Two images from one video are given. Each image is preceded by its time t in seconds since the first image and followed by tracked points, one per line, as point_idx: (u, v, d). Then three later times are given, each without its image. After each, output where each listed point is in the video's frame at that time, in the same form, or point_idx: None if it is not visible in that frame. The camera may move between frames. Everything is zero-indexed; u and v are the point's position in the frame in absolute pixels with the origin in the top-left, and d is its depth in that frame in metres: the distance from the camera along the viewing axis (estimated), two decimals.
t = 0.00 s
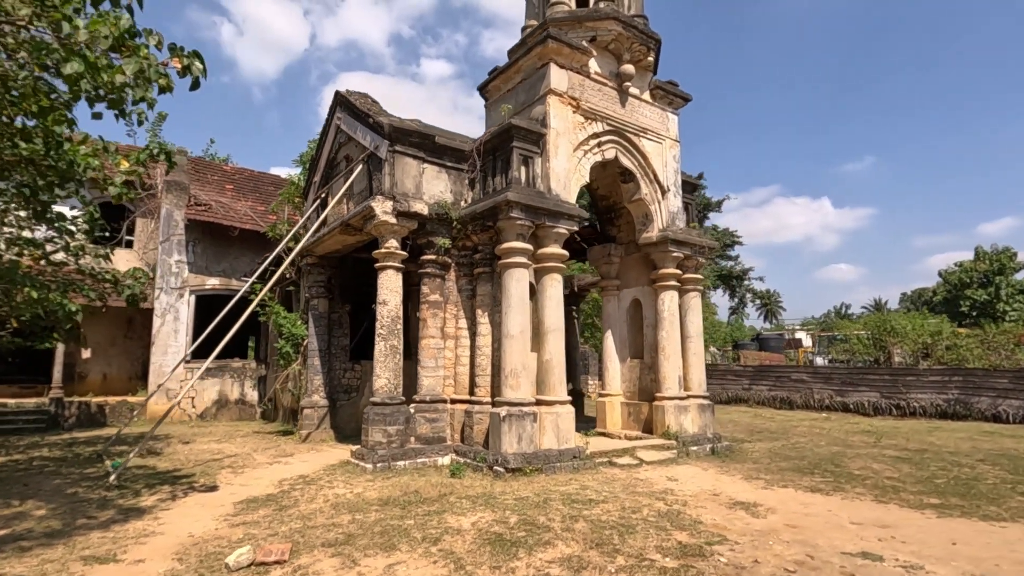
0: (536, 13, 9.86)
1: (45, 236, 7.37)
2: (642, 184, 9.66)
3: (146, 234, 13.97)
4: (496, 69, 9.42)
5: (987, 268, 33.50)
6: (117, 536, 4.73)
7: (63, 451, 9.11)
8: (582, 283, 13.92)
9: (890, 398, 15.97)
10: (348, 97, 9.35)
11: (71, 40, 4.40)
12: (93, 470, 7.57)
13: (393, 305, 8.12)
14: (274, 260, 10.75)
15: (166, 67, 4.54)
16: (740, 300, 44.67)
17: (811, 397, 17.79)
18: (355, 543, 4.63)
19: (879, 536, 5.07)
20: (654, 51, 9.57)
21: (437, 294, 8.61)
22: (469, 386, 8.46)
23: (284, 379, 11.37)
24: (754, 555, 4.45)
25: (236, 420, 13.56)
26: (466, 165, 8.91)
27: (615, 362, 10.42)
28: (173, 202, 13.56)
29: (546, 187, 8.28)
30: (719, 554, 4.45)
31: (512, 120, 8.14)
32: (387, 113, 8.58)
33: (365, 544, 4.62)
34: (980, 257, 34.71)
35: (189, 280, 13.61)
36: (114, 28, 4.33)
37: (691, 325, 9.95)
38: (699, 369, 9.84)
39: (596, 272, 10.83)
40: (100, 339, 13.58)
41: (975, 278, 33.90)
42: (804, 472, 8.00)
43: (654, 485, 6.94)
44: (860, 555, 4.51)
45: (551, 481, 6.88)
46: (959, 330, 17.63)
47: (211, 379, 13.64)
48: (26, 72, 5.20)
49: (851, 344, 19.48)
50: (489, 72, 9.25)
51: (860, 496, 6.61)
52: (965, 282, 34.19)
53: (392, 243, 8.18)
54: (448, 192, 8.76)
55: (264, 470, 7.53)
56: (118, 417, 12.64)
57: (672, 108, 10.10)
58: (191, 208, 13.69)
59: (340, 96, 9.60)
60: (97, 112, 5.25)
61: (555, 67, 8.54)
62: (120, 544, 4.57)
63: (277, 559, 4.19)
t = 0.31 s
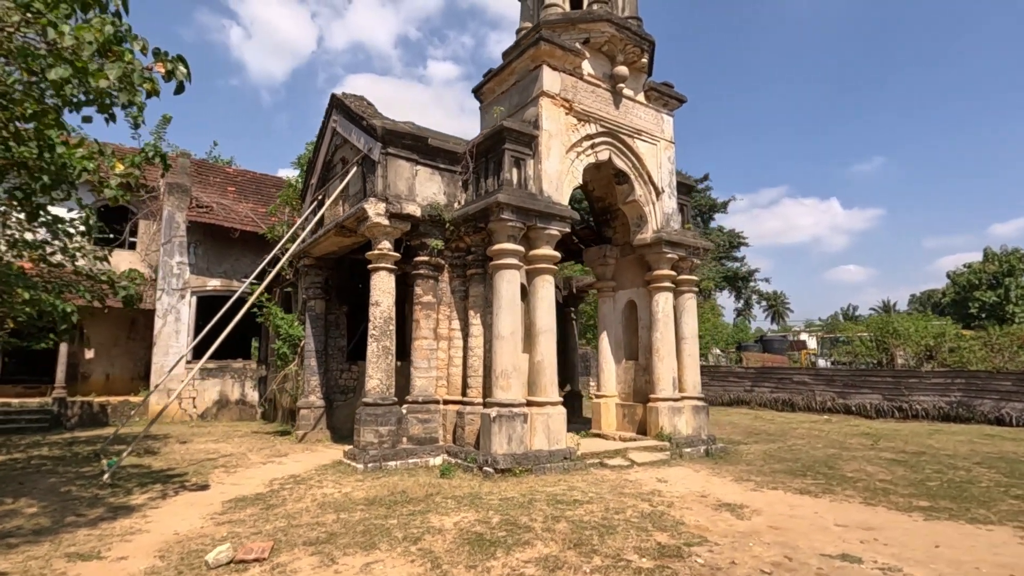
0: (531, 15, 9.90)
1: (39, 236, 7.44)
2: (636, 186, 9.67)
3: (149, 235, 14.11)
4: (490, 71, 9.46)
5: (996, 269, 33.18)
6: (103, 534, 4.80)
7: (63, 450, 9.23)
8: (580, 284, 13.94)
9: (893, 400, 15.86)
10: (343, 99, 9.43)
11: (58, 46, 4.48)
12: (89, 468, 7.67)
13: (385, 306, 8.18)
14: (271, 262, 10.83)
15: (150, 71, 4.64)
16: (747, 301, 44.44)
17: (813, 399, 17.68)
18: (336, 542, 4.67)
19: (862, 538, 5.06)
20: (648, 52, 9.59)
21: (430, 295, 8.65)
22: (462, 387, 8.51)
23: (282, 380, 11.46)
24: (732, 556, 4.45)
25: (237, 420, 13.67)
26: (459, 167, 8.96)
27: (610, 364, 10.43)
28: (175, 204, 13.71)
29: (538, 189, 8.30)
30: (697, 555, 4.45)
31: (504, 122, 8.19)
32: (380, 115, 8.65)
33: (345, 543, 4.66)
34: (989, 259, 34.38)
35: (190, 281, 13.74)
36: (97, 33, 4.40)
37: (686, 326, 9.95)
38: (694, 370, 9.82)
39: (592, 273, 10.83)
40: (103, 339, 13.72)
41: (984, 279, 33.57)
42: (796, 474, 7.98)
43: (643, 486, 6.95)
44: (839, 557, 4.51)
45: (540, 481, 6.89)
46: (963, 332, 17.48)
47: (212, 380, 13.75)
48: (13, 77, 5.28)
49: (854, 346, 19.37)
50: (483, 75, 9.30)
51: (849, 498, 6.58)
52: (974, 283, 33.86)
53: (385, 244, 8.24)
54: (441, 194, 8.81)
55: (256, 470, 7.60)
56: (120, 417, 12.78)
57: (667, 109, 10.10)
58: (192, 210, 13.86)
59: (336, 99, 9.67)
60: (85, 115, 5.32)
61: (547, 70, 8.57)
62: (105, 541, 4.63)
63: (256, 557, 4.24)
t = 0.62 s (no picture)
0: (525, 19, 9.97)
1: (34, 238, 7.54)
2: (630, 188, 9.70)
3: (152, 238, 14.29)
4: (484, 75, 9.53)
5: (1005, 271, 32.86)
6: (91, 532, 4.89)
7: (63, 449, 9.38)
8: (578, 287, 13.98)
9: (894, 403, 15.77)
10: (338, 104, 9.52)
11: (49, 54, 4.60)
12: (86, 468, 7.79)
13: (378, 308, 8.25)
14: (269, 264, 10.94)
15: (137, 79, 4.74)
16: (752, 303, 44.24)
17: (814, 401, 17.61)
18: (318, 542, 4.74)
19: (842, 540, 5.07)
20: (641, 56, 9.63)
21: (423, 298, 8.71)
22: (454, 389, 8.57)
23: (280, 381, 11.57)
24: (709, 558, 4.48)
25: (237, 421, 13.79)
26: (452, 171, 9.03)
27: (605, 366, 10.45)
28: (177, 206, 13.89)
29: (530, 192, 8.36)
30: (673, 557, 4.49)
31: (496, 125, 8.25)
32: (374, 119, 8.74)
33: (327, 542, 4.73)
34: (998, 260, 34.05)
35: (192, 283, 13.90)
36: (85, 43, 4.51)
37: (680, 328, 9.96)
38: (688, 372, 9.84)
39: (587, 275, 10.87)
40: (106, 341, 13.88)
41: (992, 281, 33.26)
42: (787, 477, 7.97)
43: (631, 488, 6.98)
44: (816, 559, 4.53)
45: (528, 483, 6.94)
46: (966, 334, 17.34)
47: (213, 381, 13.88)
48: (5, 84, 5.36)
49: (856, 348, 19.28)
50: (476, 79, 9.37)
51: (837, 501, 6.58)
52: (982, 285, 33.56)
53: (378, 247, 8.32)
54: (434, 198, 8.88)
55: (250, 470, 7.69)
56: (122, 418, 12.94)
57: (661, 112, 10.13)
58: (194, 213, 14.04)
59: (332, 103, 9.77)
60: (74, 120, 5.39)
61: (539, 74, 8.63)
62: (92, 540, 4.72)
63: (237, 556, 4.31)
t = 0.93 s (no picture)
0: (519, 24, 10.03)
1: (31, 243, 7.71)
2: (623, 193, 9.71)
3: (154, 242, 14.47)
4: (477, 80, 9.58)
5: (1015, 273, 32.47)
6: (77, 534, 4.98)
7: (62, 451, 9.50)
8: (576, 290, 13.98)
9: (896, 408, 15.63)
10: (333, 110, 9.61)
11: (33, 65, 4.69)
12: (81, 470, 7.90)
13: (369, 312, 8.31)
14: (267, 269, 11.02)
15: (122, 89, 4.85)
16: (759, 306, 43.97)
17: (816, 406, 17.49)
18: (297, 545, 4.79)
19: (822, 546, 5.07)
20: (634, 60, 9.65)
21: (415, 302, 8.77)
22: (446, 393, 8.60)
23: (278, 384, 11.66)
24: (684, 564, 4.49)
25: (237, 423, 13.90)
26: (445, 175, 9.09)
27: (599, 370, 10.45)
28: (179, 211, 14.14)
29: (521, 197, 8.39)
30: (649, 562, 4.50)
31: (487, 131, 8.30)
32: (367, 125, 8.82)
33: (307, 545, 4.78)
34: (1008, 263, 33.64)
35: (193, 287, 14.04)
36: (70, 53, 4.61)
37: (674, 332, 9.95)
38: (681, 377, 9.82)
39: (582, 279, 10.88)
40: (108, 343, 14.03)
41: (1002, 284, 32.86)
42: (778, 482, 7.94)
43: (619, 492, 6.98)
44: (792, 565, 4.53)
45: (516, 487, 6.96)
46: (971, 338, 17.17)
47: (214, 384, 14.01)
48: None
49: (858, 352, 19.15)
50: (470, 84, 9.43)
51: (825, 506, 6.56)
52: (992, 288, 33.18)
53: (370, 251, 8.39)
54: (427, 202, 8.94)
55: (242, 473, 7.76)
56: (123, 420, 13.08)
57: (655, 116, 10.14)
58: (195, 217, 14.19)
59: (327, 109, 9.85)
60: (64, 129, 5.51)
61: (531, 79, 8.67)
62: (77, 541, 4.79)
63: (215, 558, 4.36)
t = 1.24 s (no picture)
0: (514, 26, 10.06)
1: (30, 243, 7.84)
2: (618, 194, 9.70)
3: (156, 244, 14.62)
4: (472, 82, 9.62)
5: None
6: (62, 531, 5.03)
7: (61, 450, 9.60)
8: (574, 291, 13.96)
9: (900, 411, 15.48)
10: (329, 112, 9.67)
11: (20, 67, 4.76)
12: (77, 468, 7.97)
13: (362, 313, 8.35)
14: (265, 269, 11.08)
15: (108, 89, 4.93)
16: (765, 309, 43.71)
17: (819, 409, 17.36)
18: (279, 543, 4.81)
19: (807, 548, 5.05)
20: (629, 62, 9.65)
21: (408, 303, 8.79)
22: (439, 393, 8.62)
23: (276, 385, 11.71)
24: (663, 564, 4.48)
25: (238, 424, 13.97)
26: (439, 177, 9.12)
27: (595, 371, 10.43)
28: (181, 213, 14.22)
29: (513, 198, 8.40)
30: (628, 562, 4.49)
31: (479, 132, 8.32)
32: (361, 126, 8.87)
33: (288, 544, 4.80)
34: (1019, 265, 33.25)
35: (194, 288, 14.15)
36: (56, 55, 4.68)
37: (670, 333, 9.92)
38: (677, 378, 9.79)
39: (579, 281, 10.87)
40: (111, 344, 14.18)
41: (1012, 286, 32.47)
42: (771, 484, 7.89)
43: (608, 494, 6.96)
44: (773, 567, 4.50)
45: (505, 487, 6.96)
46: (976, 341, 16.99)
47: (214, 385, 14.11)
48: None
49: (862, 355, 18.98)
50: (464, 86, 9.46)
51: (815, 509, 6.52)
52: (1002, 290, 32.80)
53: (363, 252, 8.43)
54: (421, 204, 8.98)
55: (234, 472, 7.81)
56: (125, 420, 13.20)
57: (650, 117, 10.13)
58: (197, 219, 14.31)
59: (324, 111, 9.91)
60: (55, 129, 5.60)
61: (524, 80, 8.69)
62: (62, 538, 4.84)
63: (194, 556, 4.39)
